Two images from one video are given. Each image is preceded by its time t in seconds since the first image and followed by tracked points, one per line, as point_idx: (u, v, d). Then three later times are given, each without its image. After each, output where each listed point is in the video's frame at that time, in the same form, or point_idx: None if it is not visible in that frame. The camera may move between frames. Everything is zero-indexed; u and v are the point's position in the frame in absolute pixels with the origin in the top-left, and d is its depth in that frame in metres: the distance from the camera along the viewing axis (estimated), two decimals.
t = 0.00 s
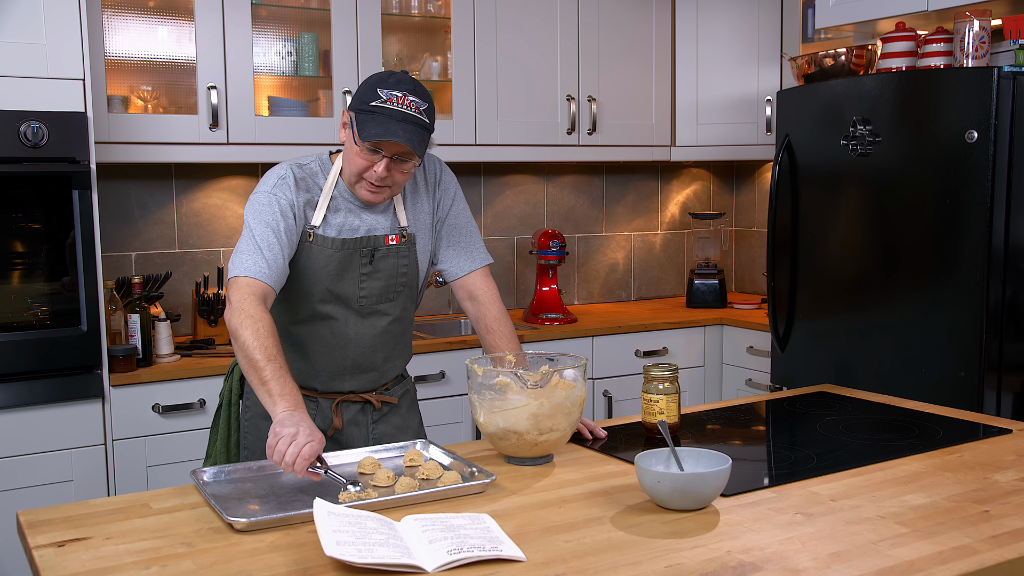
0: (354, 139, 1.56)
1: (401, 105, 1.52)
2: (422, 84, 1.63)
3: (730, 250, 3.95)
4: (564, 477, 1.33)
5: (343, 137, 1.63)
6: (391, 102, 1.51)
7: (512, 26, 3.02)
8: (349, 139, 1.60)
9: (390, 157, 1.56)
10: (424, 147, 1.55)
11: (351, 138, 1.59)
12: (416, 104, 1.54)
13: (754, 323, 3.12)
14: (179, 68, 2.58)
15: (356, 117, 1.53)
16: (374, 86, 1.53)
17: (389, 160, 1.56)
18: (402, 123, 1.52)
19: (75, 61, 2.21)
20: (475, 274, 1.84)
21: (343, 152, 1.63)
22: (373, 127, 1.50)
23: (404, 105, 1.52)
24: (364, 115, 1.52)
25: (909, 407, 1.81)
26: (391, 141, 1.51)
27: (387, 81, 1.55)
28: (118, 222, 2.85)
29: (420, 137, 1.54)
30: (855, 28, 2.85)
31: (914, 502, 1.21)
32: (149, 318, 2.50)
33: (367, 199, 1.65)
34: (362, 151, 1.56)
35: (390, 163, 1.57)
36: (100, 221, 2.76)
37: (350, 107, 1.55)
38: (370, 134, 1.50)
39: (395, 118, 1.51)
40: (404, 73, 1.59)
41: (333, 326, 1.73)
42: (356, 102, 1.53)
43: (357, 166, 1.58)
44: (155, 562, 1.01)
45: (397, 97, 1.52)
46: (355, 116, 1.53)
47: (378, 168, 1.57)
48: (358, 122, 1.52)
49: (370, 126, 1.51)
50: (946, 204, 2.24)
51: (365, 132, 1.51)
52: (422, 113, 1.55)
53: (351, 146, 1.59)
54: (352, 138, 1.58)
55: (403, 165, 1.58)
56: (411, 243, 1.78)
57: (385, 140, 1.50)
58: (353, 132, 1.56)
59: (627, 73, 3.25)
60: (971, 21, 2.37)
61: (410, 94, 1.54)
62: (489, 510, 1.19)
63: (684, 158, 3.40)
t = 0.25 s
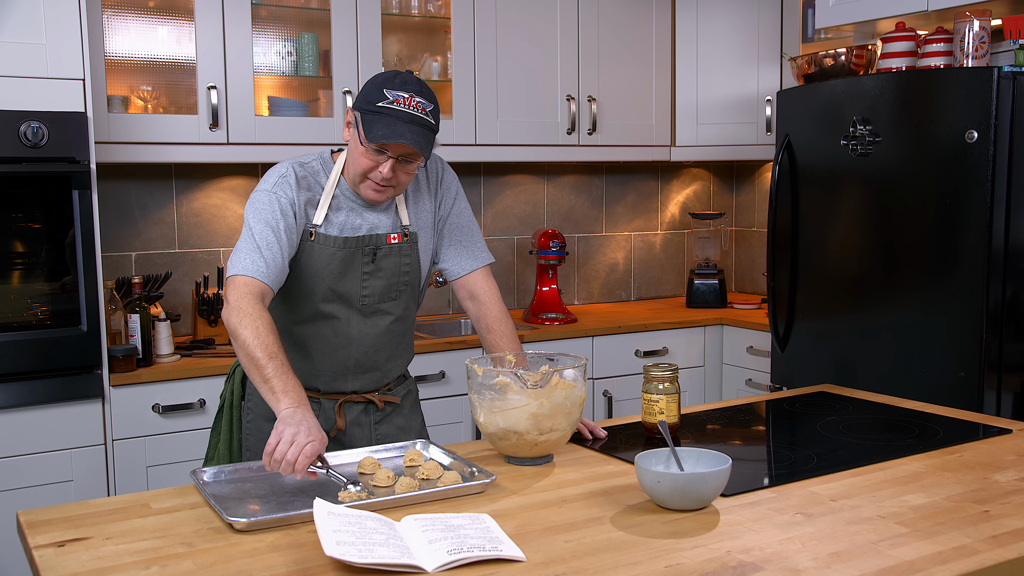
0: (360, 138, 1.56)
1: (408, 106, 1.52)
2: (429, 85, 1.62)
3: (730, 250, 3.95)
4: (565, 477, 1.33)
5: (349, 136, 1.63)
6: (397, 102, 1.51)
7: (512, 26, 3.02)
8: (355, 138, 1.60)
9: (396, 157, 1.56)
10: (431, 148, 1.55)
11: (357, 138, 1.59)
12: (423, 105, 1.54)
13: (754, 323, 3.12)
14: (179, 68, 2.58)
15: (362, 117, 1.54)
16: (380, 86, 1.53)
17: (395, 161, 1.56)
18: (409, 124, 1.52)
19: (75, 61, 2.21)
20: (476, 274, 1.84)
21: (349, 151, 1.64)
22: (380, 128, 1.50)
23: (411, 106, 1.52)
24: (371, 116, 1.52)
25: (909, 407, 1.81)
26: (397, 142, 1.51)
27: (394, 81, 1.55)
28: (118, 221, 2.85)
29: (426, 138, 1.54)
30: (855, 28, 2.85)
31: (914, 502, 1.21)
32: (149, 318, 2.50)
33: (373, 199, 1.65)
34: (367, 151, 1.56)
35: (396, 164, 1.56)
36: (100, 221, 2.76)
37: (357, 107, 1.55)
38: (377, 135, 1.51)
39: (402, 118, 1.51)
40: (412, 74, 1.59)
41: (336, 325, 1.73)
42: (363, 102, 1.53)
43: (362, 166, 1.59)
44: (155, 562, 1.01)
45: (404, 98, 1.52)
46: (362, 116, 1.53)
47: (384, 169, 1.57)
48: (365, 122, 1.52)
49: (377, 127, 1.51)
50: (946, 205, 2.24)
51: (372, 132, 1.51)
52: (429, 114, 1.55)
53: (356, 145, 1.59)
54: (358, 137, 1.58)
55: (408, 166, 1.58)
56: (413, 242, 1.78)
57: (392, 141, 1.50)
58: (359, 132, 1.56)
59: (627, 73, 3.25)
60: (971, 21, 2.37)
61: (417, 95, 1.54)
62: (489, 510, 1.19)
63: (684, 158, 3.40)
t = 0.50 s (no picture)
0: (364, 137, 1.56)
1: (413, 106, 1.52)
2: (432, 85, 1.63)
3: (730, 250, 3.95)
4: (565, 477, 1.33)
5: (352, 135, 1.63)
6: (403, 102, 1.51)
7: (512, 26, 3.02)
8: (358, 137, 1.60)
9: (400, 157, 1.56)
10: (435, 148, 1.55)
11: (360, 137, 1.59)
12: (428, 104, 1.54)
13: (754, 323, 3.12)
14: (179, 68, 2.58)
15: (367, 116, 1.53)
16: (385, 86, 1.53)
17: (399, 160, 1.57)
18: (414, 124, 1.52)
19: (75, 61, 2.21)
20: (476, 274, 1.84)
21: (351, 150, 1.63)
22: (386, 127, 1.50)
23: (416, 106, 1.52)
24: (375, 115, 1.52)
25: (909, 407, 1.81)
26: (403, 142, 1.51)
27: (399, 80, 1.55)
28: (118, 221, 2.85)
29: (431, 138, 1.54)
30: (855, 28, 2.85)
31: (914, 502, 1.21)
32: (149, 318, 2.50)
33: (375, 198, 1.66)
34: (371, 150, 1.56)
35: (400, 163, 1.57)
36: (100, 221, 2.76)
37: (361, 106, 1.55)
38: (382, 134, 1.50)
39: (407, 118, 1.51)
40: (415, 73, 1.59)
41: (337, 325, 1.73)
42: (368, 101, 1.53)
43: (366, 165, 1.58)
44: (155, 562, 1.01)
45: (409, 98, 1.52)
46: (367, 116, 1.53)
47: (388, 168, 1.57)
48: (369, 121, 1.52)
49: (382, 126, 1.51)
50: (946, 205, 2.24)
51: (378, 132, 1.51)
52: (433, 114, 1.56)
53: (360, 144, 1.59)
54: (362, 136, 1.58)
55: (412, 166, 1.58)
56: (415, 242, 1.78)
57: (397, 141, 1.50)
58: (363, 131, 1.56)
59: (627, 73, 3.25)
60: (971, 21, 2.37)
61: (421, 94, 1.54)
62: (489, 510, 1.19)
63: (684, 158, 3.40)
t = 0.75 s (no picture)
0: (366, 137, 1.56)
1: (415, 106, 1.52)
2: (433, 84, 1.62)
3: (730, 250, 3.95)
4: (565, 477, 1.33)
5: (353, 135, 1.63)
6: (404, 102, 1.51)
7: (512, 26, 3.02)
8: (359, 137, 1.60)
9: (402, 157, 1.56)
10: (437, 148, 1.55)
11: (362, 137, 1.59)
12: (430, 104, 1.54)
13: (754, 323, 3.12)
14: (179, 68, 2.58)
15: (369, 116, 1.53)
16: (386, 86, 1.53)
17: (401, 161, 1.57)
18: (416, 124, 1.52)
19: (75, 61, 2.21)
20: (476, 274, 1.84)
21: (353, 149, 1.63)
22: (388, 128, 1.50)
23: (418, 106, 1.52)
24: (378, 116, 1.52)
25: (909, 407, 1.81)
26: (405, 142, 1.51)
27: (400, 80, 1.55)
28: (118, 221, 2.85)
29: (433, 138, 1.54)
30: (856, 28, 2.85)
31: (913, 502, 1.21)
32: (149, 318, 2.50)
33: (376, 198, 1.66)
34: (373, 151, 1.56)
35: (402, 164, 1.57)
36: (100, 221, 2.76)
37: (362, 106, 1.54)
38: (384, 135, 1.50)
39: (409, 118, 1.51)
40: (416, 73, 1.59)
41: (338, 325, 1.73)
42: (370, 102, 1.53)
43: (368, 166, 1.58)
44: (155, 562, 1.01)
45: (410, 97, 1.52)
46: (369, 116, 1.53)
47: (390, 168, 1.57)
48: (371, 122, 1.52)
49: (385, 127, 1.51)
50: (946, 205, 2.24)
51: (380, 133, 1.51)
52: (434, 114, 1.55)
53: (361, 145, 1.59)
54: (364, 137, 1.58)
55: (414, 166, 1.59)
56: (415, 242, 1.78)
57: (400, 142, 1.50)
58: (364, 132, 1.56)
59: (627, 73, 3.25)
60: (971, 21, 2.37)
61: (423, 94, 1.54)
62: (489, 510, 1.19)
63: (684, 158, 3.40)
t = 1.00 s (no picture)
0: (366, 138, 1.56)
1: (416, 106, 1.52)
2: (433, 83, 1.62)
3: (730, 250, 3.95)
4: (565, 477, 1.33)
5: (353, 135, 1.63)
6: (405, 102, 1.51)
7: (512, 26, 3.02)
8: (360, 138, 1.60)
9: (403, 157, 1.56)
10: (438, 148, 1.55)
11: (362, 138, 1.59)
12: (431, 104, 1.54)
13: (754, 323, 3.12)
14: (179, 68, 2.58)
15: (369, 116, 1.53)
16: (387, 86, 1.53)
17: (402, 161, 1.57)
18: (417, 124, 1.52)
19: (75, 61, 2.21)
20: (476, 274, 1.84)
21: (353, 150, 1.63)
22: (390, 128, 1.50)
23: (418, 106, 1.52)
24: (378, 116, 1.52)
25: (909, 407, 1.81)
26: (406, 142, 1.51)
27: (401, 80, 1.55)
28: (118, 221, 2.85)
29: (433, 138, 1.54)
30: (855, 28, 2.85)
31: (913, 502, 1.21)
32: (149, 318, 2.50)
33: (377, 199, 1.66)
34: (374, 151, 1.56)
35: (403, 164, 1.57)
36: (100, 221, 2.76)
37: (363, 106, 1.54)
38: (385, 135, 1.50)
39: (410, 118, 1.51)
40: (416, 73, 1.59)
41: (339, 325, 1.73)
42: (370, 102, 1.53)
43: (369, 166, 1.59)
44: (155, 562, 1.01)
45: (411, 97, 1.52)
46: (369, 116, 1.53)
47: (391, 168, 1.57)
48: (372, 122, 1.52)
49: (385, 127, 1.51)
50: (946, 205, 2.24)
51: (381, 133, 1.51)
52: (435, 113, 1.55)
53: (362, 145, 1.59)
54: (364, 137, 1.58)
55: (415, 166, 1.59)
56: (416, 242, 1.78)
57: (401, 142, 1.50)
58: (365, 132, 1.56)
59: (627, 73, 3.25)
60: (971, 21, 2.37)
61: (424, 94, 1.54)
62: (489, 510, 1.19)
63: (684, 158, 3.40)
